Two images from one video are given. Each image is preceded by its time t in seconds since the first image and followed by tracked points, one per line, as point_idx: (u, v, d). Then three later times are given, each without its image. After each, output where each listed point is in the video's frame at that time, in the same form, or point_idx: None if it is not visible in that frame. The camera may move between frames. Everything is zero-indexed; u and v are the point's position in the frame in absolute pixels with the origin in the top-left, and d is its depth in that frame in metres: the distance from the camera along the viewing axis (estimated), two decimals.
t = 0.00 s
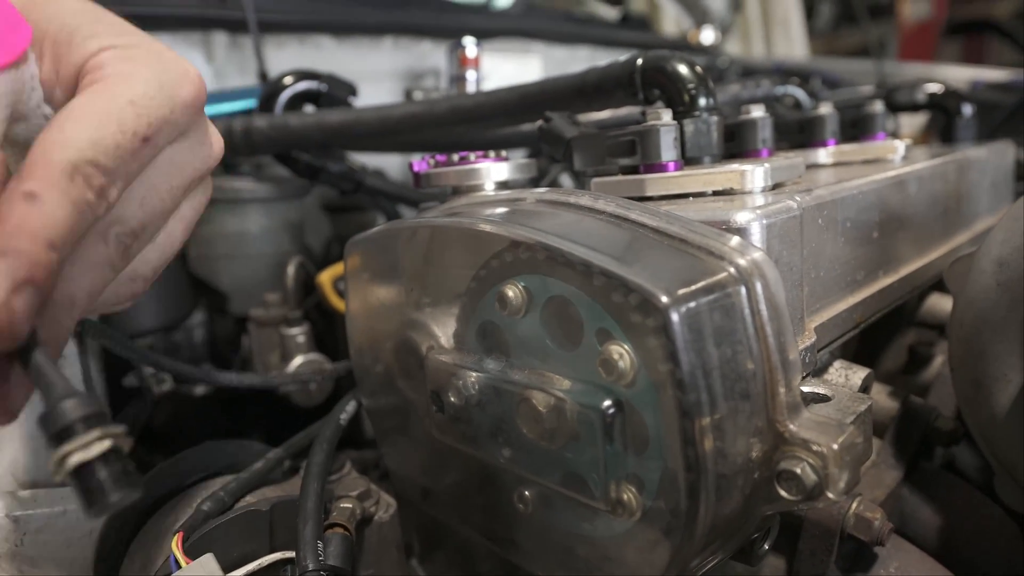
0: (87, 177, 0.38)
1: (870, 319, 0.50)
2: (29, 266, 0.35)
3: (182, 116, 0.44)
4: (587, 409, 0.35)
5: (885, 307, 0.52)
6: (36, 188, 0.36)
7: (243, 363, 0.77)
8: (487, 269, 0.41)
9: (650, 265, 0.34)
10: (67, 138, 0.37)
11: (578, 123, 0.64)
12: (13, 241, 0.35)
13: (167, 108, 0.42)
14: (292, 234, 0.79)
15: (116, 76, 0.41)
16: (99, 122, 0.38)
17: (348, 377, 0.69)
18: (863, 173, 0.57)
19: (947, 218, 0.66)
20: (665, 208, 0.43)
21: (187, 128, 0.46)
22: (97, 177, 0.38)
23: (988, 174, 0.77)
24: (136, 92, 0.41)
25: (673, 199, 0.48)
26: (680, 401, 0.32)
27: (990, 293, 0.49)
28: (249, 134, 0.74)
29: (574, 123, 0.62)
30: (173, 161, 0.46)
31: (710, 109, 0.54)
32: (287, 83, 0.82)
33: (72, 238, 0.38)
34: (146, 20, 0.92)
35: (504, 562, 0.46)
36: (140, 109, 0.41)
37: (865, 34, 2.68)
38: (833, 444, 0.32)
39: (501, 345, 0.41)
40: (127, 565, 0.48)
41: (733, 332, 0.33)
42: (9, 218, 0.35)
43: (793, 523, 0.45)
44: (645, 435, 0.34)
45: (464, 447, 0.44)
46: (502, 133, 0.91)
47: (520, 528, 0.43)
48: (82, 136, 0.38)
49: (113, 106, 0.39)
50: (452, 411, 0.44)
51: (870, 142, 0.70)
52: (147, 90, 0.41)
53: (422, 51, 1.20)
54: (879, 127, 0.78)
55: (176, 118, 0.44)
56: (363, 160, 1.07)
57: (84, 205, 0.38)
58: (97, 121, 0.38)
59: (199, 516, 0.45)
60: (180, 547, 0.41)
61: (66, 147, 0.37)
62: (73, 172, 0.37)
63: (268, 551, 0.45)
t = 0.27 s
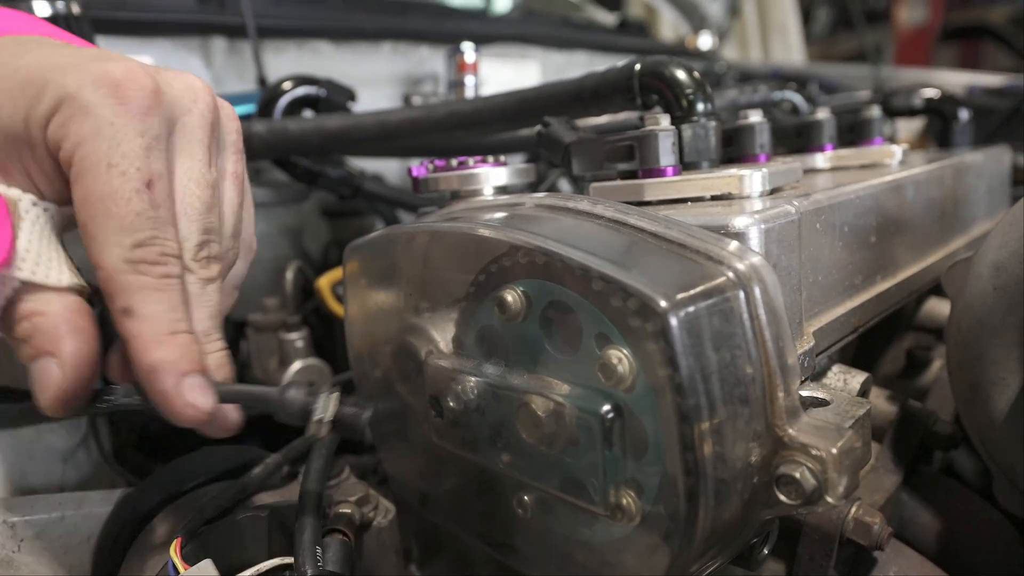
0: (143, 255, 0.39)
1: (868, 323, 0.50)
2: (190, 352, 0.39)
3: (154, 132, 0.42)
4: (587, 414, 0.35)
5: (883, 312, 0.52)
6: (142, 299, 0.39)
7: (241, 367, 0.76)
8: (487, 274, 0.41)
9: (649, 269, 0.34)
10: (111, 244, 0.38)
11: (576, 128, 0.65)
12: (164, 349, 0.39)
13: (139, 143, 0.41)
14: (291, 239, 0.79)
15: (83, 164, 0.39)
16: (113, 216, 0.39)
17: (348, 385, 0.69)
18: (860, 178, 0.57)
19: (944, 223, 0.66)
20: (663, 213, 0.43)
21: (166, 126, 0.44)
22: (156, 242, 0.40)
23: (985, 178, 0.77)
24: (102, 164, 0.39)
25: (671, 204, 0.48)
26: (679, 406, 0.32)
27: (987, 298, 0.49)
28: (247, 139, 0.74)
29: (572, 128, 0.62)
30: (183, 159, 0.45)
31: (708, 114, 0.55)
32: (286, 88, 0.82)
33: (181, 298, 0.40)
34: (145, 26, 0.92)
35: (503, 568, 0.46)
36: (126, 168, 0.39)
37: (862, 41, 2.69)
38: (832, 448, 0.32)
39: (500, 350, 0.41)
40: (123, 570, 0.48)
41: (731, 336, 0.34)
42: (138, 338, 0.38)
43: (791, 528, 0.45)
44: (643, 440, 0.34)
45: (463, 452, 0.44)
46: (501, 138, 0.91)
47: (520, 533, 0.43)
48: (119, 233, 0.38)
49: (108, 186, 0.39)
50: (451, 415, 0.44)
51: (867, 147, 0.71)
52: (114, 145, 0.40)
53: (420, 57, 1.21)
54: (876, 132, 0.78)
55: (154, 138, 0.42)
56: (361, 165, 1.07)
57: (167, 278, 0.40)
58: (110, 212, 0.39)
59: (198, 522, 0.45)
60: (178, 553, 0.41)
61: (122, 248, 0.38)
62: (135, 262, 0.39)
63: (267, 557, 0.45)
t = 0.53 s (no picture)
0: (111, 329, 0.37)
1: (870, 326, 0.50)
2: (179, 412, 0.37)
3: (99, 202, 0.39)
4: (589, 415, 0.35)
5: (884, 315, 0.52)
6: (118, 372, 0.37)
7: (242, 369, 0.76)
8: (488, 276, 0.41)
9: (650, 271, 0.34)
10: (74, 323, 0.37)
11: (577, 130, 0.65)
12: (156, 415, 0.37)
13: (82, 215, 0.38)
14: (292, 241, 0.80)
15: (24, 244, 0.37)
16: (70, 301, 0.37)
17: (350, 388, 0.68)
18: (862, 180, 0.57)
19: (945, 225, 0.66)
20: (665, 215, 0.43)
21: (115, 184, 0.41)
22: (120, 312, 0.38)
23: (985, 181, 0.77)
24: (45, 247, 0.37)
25: (673, 207, 0.48)
26: (681, 408, 0.32)
27: (988, 300, 0.49)
28: (249, 141, 0.74)
29: (574, 130, 0.62)
30: (143, 208, 0.43)
31: (709, 116, 0.55)
32: (287, 90, 0.82)
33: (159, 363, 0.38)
34: (147, 29, 0.92)
35: (504, 570, 0.46)
36: (72, 247, 0.37)
37: (862, 44, 2.70)
38: (834, 449, 0.32)
39: (501, 352, 0.41)
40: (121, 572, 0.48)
41: (734, 339, 0.34)
42: (122, 410, 0.37)
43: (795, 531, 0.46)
44: (645, 442, 0.34)
45: (464, 454, 0.44)
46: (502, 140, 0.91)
47: (521, 536, 0.43)
48: (78, 313, 0.37)
49: (58, 268, 0.37)
50: (453, 417, 0.44)
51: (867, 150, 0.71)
52: (52, 226, 0.37)
53: (421, 59, 1.21)
54: (877, 135, 0.78)
55: (99, 210, 0.38)
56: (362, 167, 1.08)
57: (142, 348, 0.38)
58: (66, 294, 0.37)
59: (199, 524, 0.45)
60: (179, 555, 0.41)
61: (86, 326, 0.37)
62: (104, 339, 0.37)
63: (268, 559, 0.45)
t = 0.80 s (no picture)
0: (121, 317, 0.38)
1: (870, 326, 0.50)
2: (203, 389, 0.39)
3: (81, 186, 0.39)
4: (589, 415, 0.35)
5: (885, 315, 0.52)
6: (136, 357, 0.38)
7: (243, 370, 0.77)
8: (488, 276, 0.41)
9: (650, 271, 0.34)
10: (83, 315, 0.38)
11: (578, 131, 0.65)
12: (179, 395, 0.38)
13: (66, 205, 0.38)
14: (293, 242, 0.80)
15: (21, 241, 0.39)
16: (76, 295, 0.38)
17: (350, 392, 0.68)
18: (862, 181, 0.57)
19: (946, 225, 0.66)
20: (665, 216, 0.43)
21: (99, 162, 0.41)
22: (127, 297, 0.39)
23: (987, 181, 0.77)
24: (40, 244, 0.38)
25: (673, 207, 0.48)
26: (681, 408, 0.32)
27: (989, 300, 0.49)
28: (249, 141, 0.75)
29: (574, 131, 0.62)
30: (138, 181, 0.43)
31: (709, 117, 0.55)
32: (289, 91, 0.82)
33: (174, 340, 0.39)
34: (148, 30, 0.92)
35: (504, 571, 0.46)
36: (66, 241, 0.38)
37: (863, 45, 2.69)
38: (834, 450, 0.32)
39: (501, 351, 0.41)
40: (121, 572, 0.48)
41: (733, 339, 0.34)
42: (150, 394, 0.38)
43: (795, 533, 0.46)
44: (644, 442, 0.34)
45: (465, 454, 0.44)
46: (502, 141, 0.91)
47: (521, 536, 0.43)
48: (87, 305, 0.38)
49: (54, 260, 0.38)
50: (453, 417, 0.44)
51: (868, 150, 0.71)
52: (41, 219, 0.38)
53: (422, 61, 1.21)
54: (878, 135, 0.78)
55: (82, 195, 0.39)
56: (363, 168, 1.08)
57: (155, 330, 0.39)
58: (70, 284, 0.38)
59: (199, 524, 0.45)
60: (179, 555, 0.41)
61: (96, 319, 0.38)
62: (117, 328, 0.38)
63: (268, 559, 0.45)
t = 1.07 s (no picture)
0: (140, 356, 0.35)
1: (872, 325, 0.50)
2: (229, 421, 0.37)
3: (81, 231, 0.34)
4: (590, 414, 0.35)
5: (887, 314, 0.52)
6: (159, 397, 0.36)
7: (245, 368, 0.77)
8: (490, 275, 0.41)
9: (652, 269, 0.34)
10: (99, 358, 0.35)
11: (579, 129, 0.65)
12: (206, 429, 0.36)
13: (69, 254, 0.34)
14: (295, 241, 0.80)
15: (23, 288, 0.34)
16: (89, 338, 0.34)
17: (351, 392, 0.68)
18: (864, 179, 0.57)
19: (948, 224, 0.66)
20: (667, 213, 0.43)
21: (93, 201, 0.36)
22: (144, 336, 0.35)
23: (989, 180, 0.77)
24: (45, 293, 0.34)
25: (675, 205, 0.48)
26: (683, 406, 0.32)
27: (992, 298, 0.49)
28: (251, 140, 0.75)
29: (575, 129, 0.62)
30: (134, 216, 0.39)
31: (711, 115, 0.55)
32: (290, 90, 0.82)
33: (195, 374, 0.37)
34: (150, 30, 0.92)
35: (505, 569, 0.46)
36: (74, 289, 0.34)
37: (865, 44, 2.69)
38: (836, 448, 0.32)
39: (503, 350, 0.41)
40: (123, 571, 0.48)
41: (735, 337, 0.34)
42: (173, 429, 0.36)
43: (796, 532, 0.45)
44: (646, 441, 0.34)
45: (466, 453, 0.44)
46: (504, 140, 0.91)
47: (523, 534, 0.43)
48: (102, 348, 0.35)
49: (65, 309, 0.34)
50: (455, 415, 0.44)
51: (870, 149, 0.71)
52: (44, 269, 0.34)
53: (424, 60, 1.21)
54: (880, 134, 0.78)
55: (84, 241, 0.34)
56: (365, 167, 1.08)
57: (176, 365, 0.36)
58: (85, 333, 0.34)
59: (200, 522, 0.45)
60: (180, 553, 0.41)
61: (114, 362, 0.35)
62: (137, 370, 0.35)
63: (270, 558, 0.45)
